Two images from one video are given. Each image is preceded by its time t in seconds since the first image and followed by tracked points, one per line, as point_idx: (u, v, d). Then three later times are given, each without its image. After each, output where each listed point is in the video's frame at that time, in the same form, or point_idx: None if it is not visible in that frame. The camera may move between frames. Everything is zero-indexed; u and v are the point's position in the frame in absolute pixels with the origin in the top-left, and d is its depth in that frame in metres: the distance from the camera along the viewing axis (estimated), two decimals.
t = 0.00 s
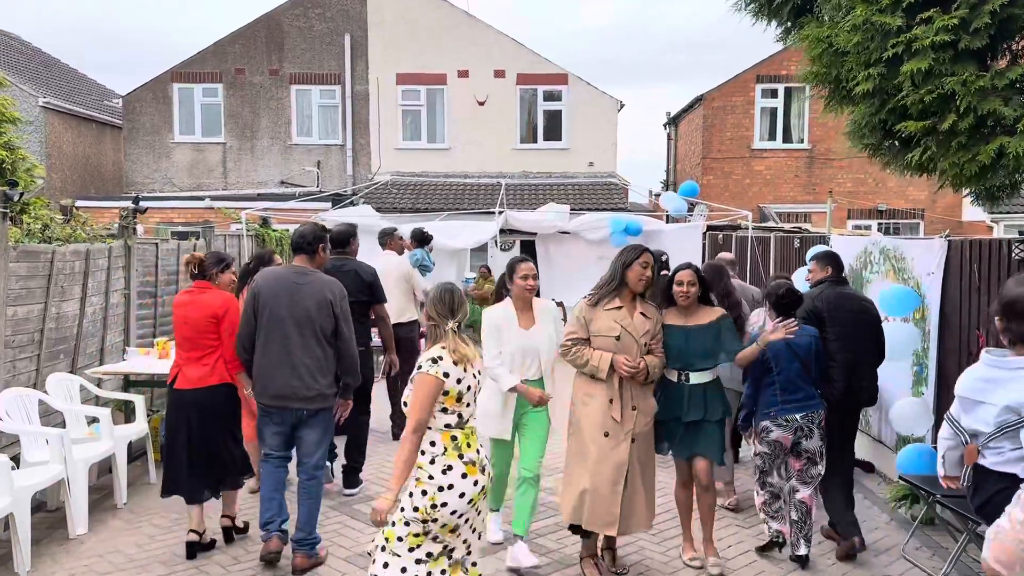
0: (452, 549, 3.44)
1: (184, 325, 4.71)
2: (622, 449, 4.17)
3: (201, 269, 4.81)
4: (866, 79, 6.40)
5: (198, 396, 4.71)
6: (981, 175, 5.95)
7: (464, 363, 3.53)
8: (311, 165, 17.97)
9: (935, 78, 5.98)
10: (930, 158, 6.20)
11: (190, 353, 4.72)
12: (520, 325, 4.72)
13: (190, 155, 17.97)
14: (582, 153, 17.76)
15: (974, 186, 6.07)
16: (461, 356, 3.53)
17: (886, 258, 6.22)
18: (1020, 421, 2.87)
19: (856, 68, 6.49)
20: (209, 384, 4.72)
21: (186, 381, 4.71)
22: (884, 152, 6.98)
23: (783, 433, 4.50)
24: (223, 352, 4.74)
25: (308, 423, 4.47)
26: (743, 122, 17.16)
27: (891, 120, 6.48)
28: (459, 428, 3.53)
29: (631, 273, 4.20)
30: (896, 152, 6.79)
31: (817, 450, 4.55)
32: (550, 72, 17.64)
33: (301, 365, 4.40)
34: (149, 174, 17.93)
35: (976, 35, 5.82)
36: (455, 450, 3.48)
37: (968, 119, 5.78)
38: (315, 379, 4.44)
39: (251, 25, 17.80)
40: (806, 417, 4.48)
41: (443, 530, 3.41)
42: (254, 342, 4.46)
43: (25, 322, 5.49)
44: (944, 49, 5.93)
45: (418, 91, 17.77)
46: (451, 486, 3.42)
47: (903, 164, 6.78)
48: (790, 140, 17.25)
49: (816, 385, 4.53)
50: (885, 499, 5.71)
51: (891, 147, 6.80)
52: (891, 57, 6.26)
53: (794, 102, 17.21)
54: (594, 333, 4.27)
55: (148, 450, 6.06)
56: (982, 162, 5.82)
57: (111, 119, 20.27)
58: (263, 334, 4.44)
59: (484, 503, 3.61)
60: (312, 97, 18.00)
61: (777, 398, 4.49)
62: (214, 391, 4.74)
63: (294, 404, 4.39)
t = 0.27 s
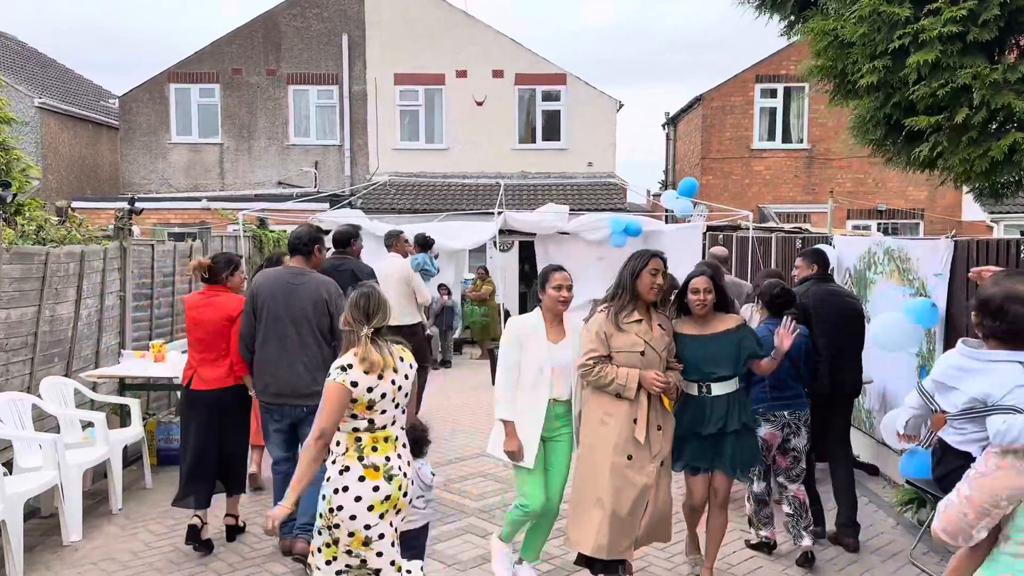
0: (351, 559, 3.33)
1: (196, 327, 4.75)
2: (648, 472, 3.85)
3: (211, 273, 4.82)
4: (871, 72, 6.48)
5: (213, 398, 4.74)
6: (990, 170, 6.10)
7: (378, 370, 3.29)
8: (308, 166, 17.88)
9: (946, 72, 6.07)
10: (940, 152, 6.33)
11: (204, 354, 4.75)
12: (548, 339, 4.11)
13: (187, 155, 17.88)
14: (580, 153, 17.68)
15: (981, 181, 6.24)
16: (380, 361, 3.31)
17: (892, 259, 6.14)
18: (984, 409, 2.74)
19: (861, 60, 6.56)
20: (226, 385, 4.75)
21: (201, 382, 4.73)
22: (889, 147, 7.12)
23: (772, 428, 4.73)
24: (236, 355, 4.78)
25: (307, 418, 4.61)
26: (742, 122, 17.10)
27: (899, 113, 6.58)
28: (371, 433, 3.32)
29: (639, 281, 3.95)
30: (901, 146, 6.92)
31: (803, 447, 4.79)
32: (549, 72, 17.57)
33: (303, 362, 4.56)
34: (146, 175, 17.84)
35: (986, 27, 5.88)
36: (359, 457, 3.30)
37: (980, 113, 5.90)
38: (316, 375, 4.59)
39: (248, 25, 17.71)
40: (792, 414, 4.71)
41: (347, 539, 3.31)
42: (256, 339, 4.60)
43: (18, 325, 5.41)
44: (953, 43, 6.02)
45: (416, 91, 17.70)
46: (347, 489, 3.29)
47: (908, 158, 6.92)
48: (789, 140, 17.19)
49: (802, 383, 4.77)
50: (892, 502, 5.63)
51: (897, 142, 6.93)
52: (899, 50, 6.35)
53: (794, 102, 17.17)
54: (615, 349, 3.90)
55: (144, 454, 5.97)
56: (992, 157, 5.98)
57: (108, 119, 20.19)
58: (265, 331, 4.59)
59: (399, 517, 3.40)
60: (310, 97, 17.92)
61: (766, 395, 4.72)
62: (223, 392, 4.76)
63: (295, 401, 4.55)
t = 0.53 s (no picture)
0: (303, 555, 3.40)
1: (195, 325, 4.95)
2: (696, 484, 3.67)
3: (206, 271, 5.03)
4: (878, 69, 6.52)
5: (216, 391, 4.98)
6: (998, 167, 6.11)
7: (295, 364, 3.34)
8: (305, 167, 17.79)
9: (953, 67, 6.10)
10: (946, 149, 6.33)
11: (204, 349, 4.96)
12: (585, 342, 3.94)
13: (183, 156, 17.79)
14: (578, 154, 17.62)
15: (988, 179, 6.23)
16: (306, 358, 3.36)
17: (894, 260, 6.09)
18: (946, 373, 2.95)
19: (867, 57, 6.59)
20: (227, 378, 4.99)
21: (203, 376, 4.96)
22: (892, 147, 7.12)
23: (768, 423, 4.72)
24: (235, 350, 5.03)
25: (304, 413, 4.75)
26: (740, 123, 17.06)
27: (905, 110, 6.61)
28: (297, 428, 3.40)
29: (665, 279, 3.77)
30: (904, 146, 6.92)
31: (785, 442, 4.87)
32: (546, 73, 17.51)
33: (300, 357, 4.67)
34: (142, 176, 17.76)
35: (996, 22, 5.90)
36: (291, 453, 3.37)
37: (988, 108, 5.91)
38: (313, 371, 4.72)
39: (244, 25, 17.62)
40: (785, 408, 4.74)
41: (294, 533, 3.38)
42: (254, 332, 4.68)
43: (10, 328, 5.33)
44: (962, 37, 6.04)
45: (413, 92, 17.63)
46: (284, 484, 3.36)
47: (911, 157, 6.92)
48: (787, 140, 17.15)
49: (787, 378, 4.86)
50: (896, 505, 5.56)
51: (900, 140, 6.93)
52: (905, 46, 6.39)
53: (791, 102, 17.14)
54: (656, 356, 3.71)
55: (138, 458, 5.89)
56: (999, 153, 5.98)
57: (103, 120, 20.09)
58: (263, 324, 4.65)
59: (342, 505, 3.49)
60: (306, 98, 17.84)
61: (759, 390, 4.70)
62: (222, 386, 4.98)
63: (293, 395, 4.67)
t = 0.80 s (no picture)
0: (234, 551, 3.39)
1: (189, 327, 5.06)
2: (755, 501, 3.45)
3: (197, 276, 5.06)
4: (889, 71, 7.07)
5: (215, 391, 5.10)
6: (1004, 169, 6.69)
7: (248, 369, 3.31)
8: (302, 169, 17.73)
9: (961, 74, 6.66)
10: (955, 149, 6.91)
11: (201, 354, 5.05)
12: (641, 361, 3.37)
13: (180, 158, 17.73)
14: (576, 156, 17.58)
15: (994, 180, 6.82)
16: (248, 364, 3.31)
17: (896, 263, 6.05)
18: (938, 389, 3.16)
19: (878, 60, 7.15)
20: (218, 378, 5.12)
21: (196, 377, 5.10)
22: (900, 149, 7.76)
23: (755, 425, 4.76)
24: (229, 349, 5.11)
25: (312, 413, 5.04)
26: (739, 124, 17.04)
27: (914, 113, 7.20)
28: (243, 435, 3.35)
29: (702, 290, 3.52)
30: (911, 148, 7.58)
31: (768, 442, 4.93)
32: (544, 75, 17.48)
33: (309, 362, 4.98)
34: (138, 178, 17.69)
35: (1002, 28, 6.44)
36: (230, 457, 3.35)
37: (994, 112, 6.48)
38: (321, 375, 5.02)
39: (242, 26, 17.56)
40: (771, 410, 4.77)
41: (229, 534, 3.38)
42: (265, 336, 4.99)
43: (3, 332, 5.26)
44: (972, 42, 6.58)
45: (411, 94, 17.59)
46: (221, 488, 3.34)
47: (919, 158, 7.55)
48: (786, 142, 17.12)
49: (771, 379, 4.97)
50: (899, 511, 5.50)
51: (908, 142, 7.60)
52: (914, 52, 6.95)
53: (790, 104, 17.13)
54: (709, 374, 3.40)
55: (133, 464, 5.81)
56: (1007, 156, 6.59)
57: (99, 122, 20.02)
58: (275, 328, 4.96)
59: (282, 515, 3.42)
60: (304, 100, 17.78)
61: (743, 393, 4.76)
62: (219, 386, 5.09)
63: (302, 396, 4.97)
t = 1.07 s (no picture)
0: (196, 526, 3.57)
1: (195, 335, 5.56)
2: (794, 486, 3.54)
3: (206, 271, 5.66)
4: (894, 76, 6.29)
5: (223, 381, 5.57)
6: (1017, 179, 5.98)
7: (208, 361, 3.49)
8: (301, 171, 17.69)
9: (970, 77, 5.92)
10: (966, 158, 6.17)
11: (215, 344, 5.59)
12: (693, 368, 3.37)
13: (178, 160, 17.68)
14: (576, 158, 17.54)
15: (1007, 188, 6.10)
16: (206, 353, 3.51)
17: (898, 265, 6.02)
18: (901, 359, 2.89)
19: (883, 63, 6.36)
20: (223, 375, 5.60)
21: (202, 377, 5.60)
22: (907, 154, 7.04)
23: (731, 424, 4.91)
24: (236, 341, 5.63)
25: (308, 407, 5.08)
26: (739, 126, 16.99)
27: (921, 117, 6.44)
28: (202, 419, 3.55)
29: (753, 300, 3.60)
30: (920, 153, 6.83)
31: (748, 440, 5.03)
32: (544, 77, 17.43)
33: (306, 355, 5.04)
34: (137, 180, 17.65)
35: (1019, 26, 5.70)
36: (189, 440, 3.53)
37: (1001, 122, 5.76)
38: (317, 368, 5.05)
39: (240, 28, 17.51)
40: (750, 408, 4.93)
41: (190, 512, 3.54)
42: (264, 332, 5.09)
43: None
44: (983, 43, 5.85)
45: (410, 95, 17.55)
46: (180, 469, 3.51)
47: (929, 164, 6.81)
48: (786, 144, 17.07)
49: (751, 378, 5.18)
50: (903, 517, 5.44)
51: (915, 146, 6.85)
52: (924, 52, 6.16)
53: (790, 106, 17.09)
54: (774, 373, 3.46)
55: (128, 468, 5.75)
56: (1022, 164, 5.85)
57: (98, 124, 19.98)
58: (272, 324, 5.07)
59: (232, 496, 3.53)
60: (302, 102, 17.73)
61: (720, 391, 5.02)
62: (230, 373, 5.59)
63: (300, 390, 5.01)
